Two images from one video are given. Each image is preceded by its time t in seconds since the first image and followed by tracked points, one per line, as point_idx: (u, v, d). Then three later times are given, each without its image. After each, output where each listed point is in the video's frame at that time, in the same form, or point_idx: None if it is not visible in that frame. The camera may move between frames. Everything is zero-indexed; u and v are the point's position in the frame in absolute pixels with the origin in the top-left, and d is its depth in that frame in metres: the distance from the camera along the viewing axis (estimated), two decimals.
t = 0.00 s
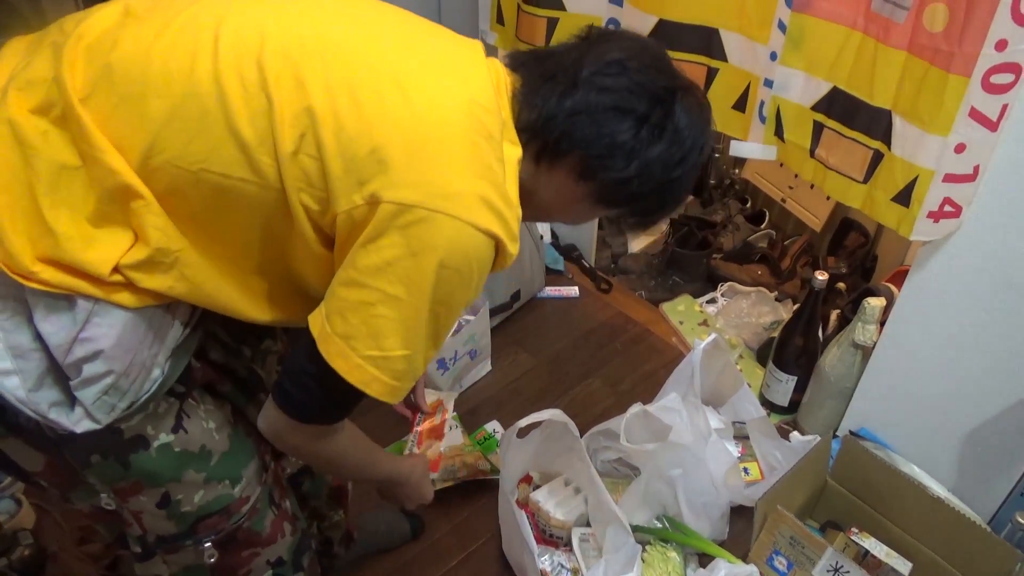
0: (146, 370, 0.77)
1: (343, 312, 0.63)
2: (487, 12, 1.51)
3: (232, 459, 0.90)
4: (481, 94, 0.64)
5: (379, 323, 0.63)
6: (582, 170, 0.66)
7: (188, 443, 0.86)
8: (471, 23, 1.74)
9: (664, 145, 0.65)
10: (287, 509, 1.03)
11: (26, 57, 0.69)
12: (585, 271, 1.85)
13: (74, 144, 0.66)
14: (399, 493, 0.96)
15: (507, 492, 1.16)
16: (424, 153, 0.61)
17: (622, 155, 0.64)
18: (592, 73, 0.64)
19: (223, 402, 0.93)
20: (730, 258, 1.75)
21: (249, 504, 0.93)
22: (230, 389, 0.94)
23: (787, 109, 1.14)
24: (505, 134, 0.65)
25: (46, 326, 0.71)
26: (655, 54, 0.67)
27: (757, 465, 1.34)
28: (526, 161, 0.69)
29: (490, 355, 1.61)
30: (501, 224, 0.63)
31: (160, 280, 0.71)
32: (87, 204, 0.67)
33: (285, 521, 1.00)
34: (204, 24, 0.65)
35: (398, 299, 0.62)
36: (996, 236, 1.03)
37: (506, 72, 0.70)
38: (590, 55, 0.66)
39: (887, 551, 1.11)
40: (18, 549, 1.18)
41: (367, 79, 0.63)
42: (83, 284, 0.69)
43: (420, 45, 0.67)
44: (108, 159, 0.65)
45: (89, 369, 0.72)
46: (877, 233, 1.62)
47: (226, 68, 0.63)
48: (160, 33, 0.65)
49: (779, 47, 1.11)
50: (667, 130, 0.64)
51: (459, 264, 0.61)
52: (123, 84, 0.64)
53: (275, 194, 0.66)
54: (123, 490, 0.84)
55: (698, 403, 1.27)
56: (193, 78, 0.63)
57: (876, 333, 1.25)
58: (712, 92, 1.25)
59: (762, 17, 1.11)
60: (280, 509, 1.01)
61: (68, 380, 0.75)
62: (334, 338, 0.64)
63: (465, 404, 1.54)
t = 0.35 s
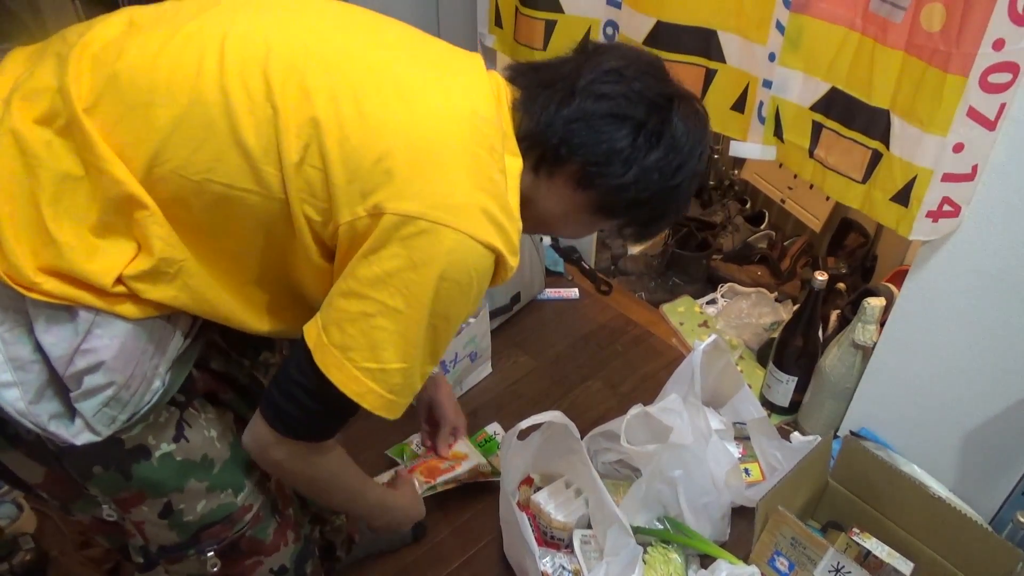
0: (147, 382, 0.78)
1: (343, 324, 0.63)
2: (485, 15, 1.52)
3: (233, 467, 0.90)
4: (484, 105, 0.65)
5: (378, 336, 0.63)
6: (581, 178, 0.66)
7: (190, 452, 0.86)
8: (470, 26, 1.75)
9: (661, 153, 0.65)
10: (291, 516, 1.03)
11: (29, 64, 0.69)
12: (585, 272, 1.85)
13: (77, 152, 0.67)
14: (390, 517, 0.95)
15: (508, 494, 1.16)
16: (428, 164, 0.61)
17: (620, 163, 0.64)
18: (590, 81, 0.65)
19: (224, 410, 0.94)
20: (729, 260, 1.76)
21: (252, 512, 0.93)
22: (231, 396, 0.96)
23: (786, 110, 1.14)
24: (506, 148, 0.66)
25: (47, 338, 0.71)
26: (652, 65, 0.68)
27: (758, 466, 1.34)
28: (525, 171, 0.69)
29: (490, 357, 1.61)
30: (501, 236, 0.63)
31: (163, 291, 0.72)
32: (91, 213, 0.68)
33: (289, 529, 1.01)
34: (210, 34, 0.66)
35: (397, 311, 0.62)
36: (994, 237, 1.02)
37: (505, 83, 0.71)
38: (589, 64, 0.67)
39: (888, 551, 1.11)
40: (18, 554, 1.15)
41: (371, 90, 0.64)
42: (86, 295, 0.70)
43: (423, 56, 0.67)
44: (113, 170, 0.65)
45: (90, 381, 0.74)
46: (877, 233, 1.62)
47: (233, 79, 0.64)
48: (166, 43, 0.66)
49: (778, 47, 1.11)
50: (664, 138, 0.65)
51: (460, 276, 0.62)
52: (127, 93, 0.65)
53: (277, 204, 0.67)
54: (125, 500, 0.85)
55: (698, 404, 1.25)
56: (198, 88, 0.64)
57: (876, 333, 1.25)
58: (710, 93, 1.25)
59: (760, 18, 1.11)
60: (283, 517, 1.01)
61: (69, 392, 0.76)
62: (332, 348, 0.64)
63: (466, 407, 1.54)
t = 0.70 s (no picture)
0: (121, 414, 0.80)
1: (324, 398, 0.63)
2: (486, 15, 1.52)
3: (219, 488, 0.93)
4: (495, 188, 0.65)
5: (358, 415, 0.63)
6: (590, 279, 0.66)
7: (172, 471, 0.89)
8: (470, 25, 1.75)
9: (676, 260, 0.64)
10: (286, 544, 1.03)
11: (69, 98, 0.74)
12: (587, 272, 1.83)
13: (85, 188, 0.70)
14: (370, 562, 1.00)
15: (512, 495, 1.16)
16: (424, 247, 0.60)
17: (631, 269, 0.64)
18: (608, 178, 0.65)
19: (218, 431, 0.96)
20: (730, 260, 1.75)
21: (240, 535, 0.95)
22: (229, 420, 0.98)
23: (788, 109, 1.14)
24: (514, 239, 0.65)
25: (26, 363, 0.75)
26: (679, 162, 0.67)
27: (760, 465, 1.33)
28: (536, 263, 0.69)
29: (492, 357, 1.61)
30: (496, 327, 0.62)
31: (145, 332, 0.74)
32: (87, 251, 0.71)
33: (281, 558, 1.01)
34: (233, 92, 0.68)
35: (379, 393, 0.62)
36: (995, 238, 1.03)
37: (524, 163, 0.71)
38: (610, 158, 0.66)
39: (891, 551, 1.11)
40: (21, 555, 1.14)
41: (380, 167, 0.63)
42: (69, 326, 0.73)
43: (442, 132, 0.68)
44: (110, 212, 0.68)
45: (62, 410, 0.76)
46: (878, 233, 1.62)
47: (245, 139, 0.65)
48: (190, 100, 0.68)
49: (779, 46, 1.11)
50: (680, 244, 0.64)
51: (445, 364, 0.60)
52: (142, 141, 0.68)
53: (268, 267, 0.67)
54: (106, 518, 0.87)
55: (700, 404, 1.26)
56: (209, 144, 0.66)
57: (878, 332, 1.27)
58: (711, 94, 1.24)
59: (761, 18, 1.11)
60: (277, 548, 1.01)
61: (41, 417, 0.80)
62: (311, 422, 0.65)
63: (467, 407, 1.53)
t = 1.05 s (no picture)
0: (116, 424, 0.85)
1: (319, 446, 0.69)
2: (489, 19, 1.52)
3: (212, 489, 0.98)
4: (516, 269, 0.67)
5: (348, 468, 0.68)
6: (592, 398, 0.67)
7: (165, 471, 0.93)
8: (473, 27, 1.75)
9: (682, 394, 0.66)
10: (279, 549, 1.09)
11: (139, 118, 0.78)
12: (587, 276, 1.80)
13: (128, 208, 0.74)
14: (366, 571, 1.09)
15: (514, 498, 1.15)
16: (432, 322, 0.63)
17: (636, 399, 0.65)
18: (623, 303, 0.65)
19: (219, 434, 1.01)
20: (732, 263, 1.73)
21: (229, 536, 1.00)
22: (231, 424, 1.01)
23: (790, 114, 1.14)
24: (526, 336, 0.66)
25: (36, 363, 0.80)
26: (696, 293, 0.68)
27: (762, 469, 1.33)
28: (540, 369, 0.69)
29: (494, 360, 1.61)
30: (493, 410, 0.65)
31: (152, 352, 0.78)
32: (115, 269, 0.75)
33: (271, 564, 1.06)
34: (287, 146, 0.73)
35: (370, 453, 0.66)
36: (998, 242, 1.03)
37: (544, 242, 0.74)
38: (628, 282, 0.67)
39: (892, 555, 1.10)
40: (24, 556, 1.15)
41: (405, 239, 0.67)
42: (85, 335, 0.77)
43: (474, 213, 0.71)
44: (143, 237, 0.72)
45: (61, 411, 0.80)
46: (880, 237, 1.64)
47: (288, 192, 0.70)
48: (246, 150, 0.72)
49: (782, 51, 1.11)
50: (688, 380, 0.66)
51: (437, 436, 0.64)
52: (190, 176, 0.72)
53: (280, 314, 0.72)
54: (101, 511, 0.92)
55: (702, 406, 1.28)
56: (253, 192, 0.70)
57: (881, 337, 1.27)
58: (713, 98, 1.25)
59: (764, 22, 1.11)
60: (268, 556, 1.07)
61: (41, 413, 0.84)
62: (305, 469, 0.70)
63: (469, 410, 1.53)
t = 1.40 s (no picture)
0: (132, 423, 0.85)
1: (326, 451, 0.69)
2: (491, 23, 1.52)
3: (228, 487, 0.98)
4: (523, 263, 0.67)
5: (354, 473, 0.68)
6: (606, 387, 0.69)
7: (181, 468, 0.94)
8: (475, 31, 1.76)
9: (698, 385, 0.66)
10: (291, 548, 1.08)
11: (138, 117, 0.78)
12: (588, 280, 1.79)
13: (132, 211, 0.74)
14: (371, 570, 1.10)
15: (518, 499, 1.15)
16: (434, 326, 0.63)
17: (652, 390, 0.66)
18: (638, 294, 0.66)
19: (233, 432, 1.01)
20: (736, 264, 1.72)
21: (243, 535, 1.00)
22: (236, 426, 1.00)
23: (792, 115, 1.15)
24: (535, 331, 0.68)
25: (51, 365, 0.80)
26: (717, 285, 0.68)
27: (766, 471, 1.33)
28: (553, 358, 0.71)
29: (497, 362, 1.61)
30: (499, 413, 0.65)
31: (163, 354, 0.79)
32: (122, 273, 0.75)
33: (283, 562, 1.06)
34: (288, 146, 0.72)
35: (377, 456, 0.67)
36: (1000, 242, 1.03)
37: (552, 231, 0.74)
38: (646, 272, 0.68)
39: (897, 556, 1.11)
40: (30, 558, 1.15)
41: (406, 239, 0.66)
42: (96, 338, 0.77)
43: (481, 206, 0.71)
44: (149, 241, 0.73)
45: (78, 412, 0.81)
46: (883, 238, 1.64)
47: (289, 193, 0.70)
48: (247, 151, 0.72)
49: (783, 53, 1.11)
50: (705, 372, 0.66)
51: (441, 440, 0.65)
52: (192, 180, 0.72)
53: (287, 315, 0.72)
54: (119, 508, 0.93)
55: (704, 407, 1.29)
56: (256, 194, 0.70)
57: (883, 337, 1.28)
58: (714, 100, 1.25)
59: (765, 24, 1.12)
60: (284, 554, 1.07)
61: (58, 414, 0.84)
62: (310, 474, 0.71)
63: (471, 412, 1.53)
